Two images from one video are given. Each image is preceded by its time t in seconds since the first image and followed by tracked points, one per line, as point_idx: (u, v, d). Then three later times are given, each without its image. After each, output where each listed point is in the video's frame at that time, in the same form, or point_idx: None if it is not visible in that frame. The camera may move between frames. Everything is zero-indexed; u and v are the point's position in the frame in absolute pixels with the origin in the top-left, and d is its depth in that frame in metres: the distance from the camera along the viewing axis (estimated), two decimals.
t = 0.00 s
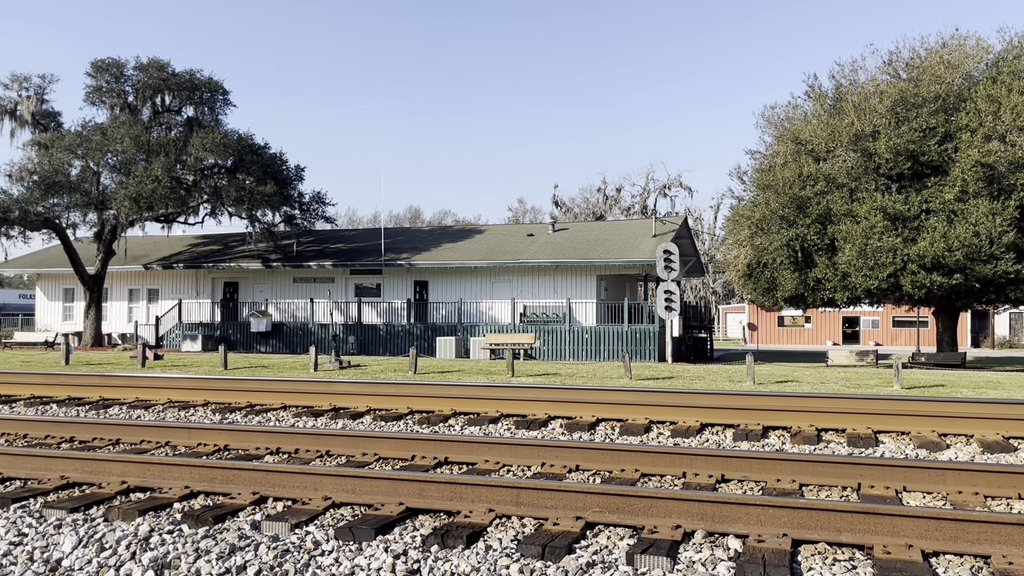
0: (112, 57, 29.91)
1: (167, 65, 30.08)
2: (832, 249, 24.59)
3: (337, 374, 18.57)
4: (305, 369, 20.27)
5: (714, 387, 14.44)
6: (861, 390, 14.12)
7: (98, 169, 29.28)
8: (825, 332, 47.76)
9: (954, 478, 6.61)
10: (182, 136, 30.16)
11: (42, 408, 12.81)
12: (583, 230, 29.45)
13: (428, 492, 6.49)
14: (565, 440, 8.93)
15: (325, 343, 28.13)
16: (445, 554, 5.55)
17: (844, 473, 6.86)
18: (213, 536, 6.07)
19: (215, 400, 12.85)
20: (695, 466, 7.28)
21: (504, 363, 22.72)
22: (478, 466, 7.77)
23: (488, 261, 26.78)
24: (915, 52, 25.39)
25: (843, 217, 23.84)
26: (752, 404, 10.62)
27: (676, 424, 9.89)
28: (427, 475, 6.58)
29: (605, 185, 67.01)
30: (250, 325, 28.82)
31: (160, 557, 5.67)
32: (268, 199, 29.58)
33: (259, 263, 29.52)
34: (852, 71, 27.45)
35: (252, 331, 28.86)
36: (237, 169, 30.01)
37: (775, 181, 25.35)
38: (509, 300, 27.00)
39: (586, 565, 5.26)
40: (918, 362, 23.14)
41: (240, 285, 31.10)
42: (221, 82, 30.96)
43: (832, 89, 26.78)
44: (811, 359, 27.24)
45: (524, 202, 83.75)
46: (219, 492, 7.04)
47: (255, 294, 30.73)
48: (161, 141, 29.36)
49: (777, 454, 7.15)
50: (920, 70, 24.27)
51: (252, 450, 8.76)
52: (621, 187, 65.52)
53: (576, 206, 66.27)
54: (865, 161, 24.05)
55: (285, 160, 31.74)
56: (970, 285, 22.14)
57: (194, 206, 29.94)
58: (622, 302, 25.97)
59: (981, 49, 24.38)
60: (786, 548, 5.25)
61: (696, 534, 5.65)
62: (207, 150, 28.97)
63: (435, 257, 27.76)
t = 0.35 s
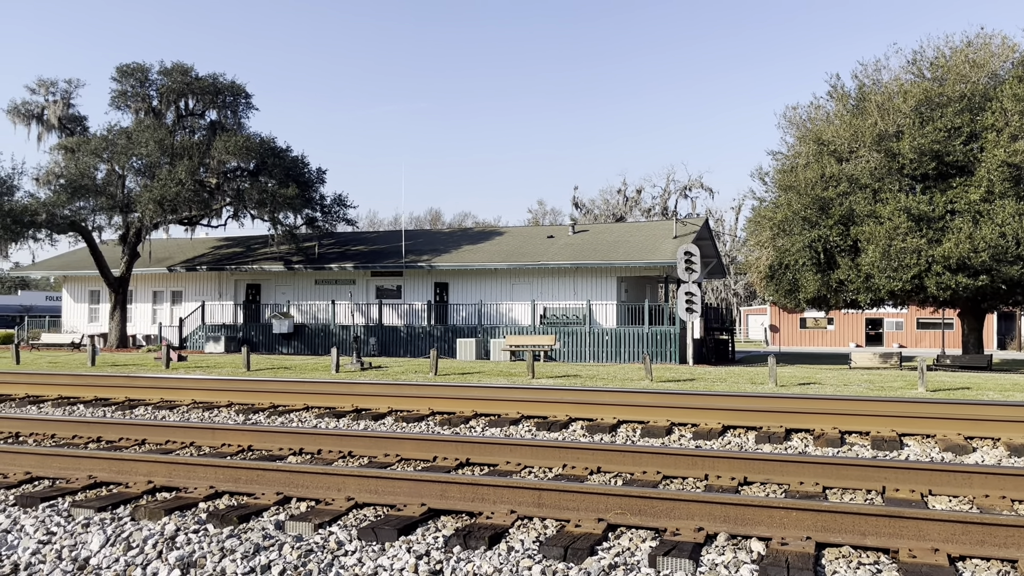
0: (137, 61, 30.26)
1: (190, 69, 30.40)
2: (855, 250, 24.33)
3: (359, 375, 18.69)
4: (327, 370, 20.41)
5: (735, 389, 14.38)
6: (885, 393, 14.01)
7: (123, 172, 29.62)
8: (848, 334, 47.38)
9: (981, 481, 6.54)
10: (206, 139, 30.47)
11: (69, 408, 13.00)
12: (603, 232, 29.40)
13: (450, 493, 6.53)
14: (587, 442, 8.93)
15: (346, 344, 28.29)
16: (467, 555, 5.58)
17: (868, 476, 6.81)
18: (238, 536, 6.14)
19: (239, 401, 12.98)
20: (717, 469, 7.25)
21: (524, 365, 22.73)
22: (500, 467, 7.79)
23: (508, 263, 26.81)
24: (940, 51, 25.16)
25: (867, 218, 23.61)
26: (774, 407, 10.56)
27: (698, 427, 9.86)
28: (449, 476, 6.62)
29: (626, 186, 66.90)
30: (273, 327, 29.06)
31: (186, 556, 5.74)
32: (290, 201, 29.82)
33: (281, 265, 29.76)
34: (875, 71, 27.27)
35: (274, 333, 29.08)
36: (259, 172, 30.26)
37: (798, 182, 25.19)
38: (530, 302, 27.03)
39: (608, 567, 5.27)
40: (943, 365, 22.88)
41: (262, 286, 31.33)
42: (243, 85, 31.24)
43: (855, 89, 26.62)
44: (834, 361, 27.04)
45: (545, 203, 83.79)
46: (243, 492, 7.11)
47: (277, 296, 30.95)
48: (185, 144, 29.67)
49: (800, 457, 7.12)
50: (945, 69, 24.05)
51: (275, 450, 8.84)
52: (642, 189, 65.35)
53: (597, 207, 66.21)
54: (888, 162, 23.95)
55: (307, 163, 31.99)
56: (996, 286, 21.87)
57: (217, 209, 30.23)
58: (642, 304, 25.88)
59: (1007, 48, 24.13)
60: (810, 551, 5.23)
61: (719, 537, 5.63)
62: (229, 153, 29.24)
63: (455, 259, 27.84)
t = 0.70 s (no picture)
0: (161, 66, 30.62)
1: (214, 73, 30.71)
2: (879, 251, 24.10)
3: (381, 377, 18.80)
4: (349, 372, 20.54)
5: (757, 391, 14.29)
6: (910, 395, 13.87)
7: (148, 175, 29.96)
8: (872, 336, 46.90)
9: (1008, 485, 6.46)
10: (228, 142, 30.77)
11: (96, 409, 13.18)
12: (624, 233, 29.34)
13: (473, 494, 6.55)
14: (609, 444, 8.92)
15: (367, 346, 28.44)
16: (489, 556, 5.60)
17: (893, 479, 6.75)
18: (263, 536, 6.20)
19: (262, 402, 13.10)
20: (739, 471, 7.22)
21: (545, 367, 22.72)
22: (521, 469, 7.81)
23: (528, 265, 26.82)
24: (965, 50, 24.93)
25: (891, 219, 23.38)
26: (798, 409, 10.49)
27: (720, 429, 9.82)
28: (471, 477, 6.64)
29: (647, 188, 66.72)
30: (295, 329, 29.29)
31: (212, 556, 5.80)
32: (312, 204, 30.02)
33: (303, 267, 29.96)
34: (899, 70, 27.06)
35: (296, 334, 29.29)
36: (282, 175, 30.49)
37: (820, 183, 24.99)
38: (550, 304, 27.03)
39: (630, 568, 5.26)
40: (970, 367, 22.60)
41: (284, 288, 31.55)
42: (265, 89, 31.49)
43: (878, 89, 26.46)
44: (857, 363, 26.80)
45: (565, 204, 83.75)
46: (267, 492, 7.18)
47: (299, 298, 31.16)
48: (208, 147, 29.96)
49: (824, 459, 7.07)
50: (971, 68, 23.84)
51: (299, 451, 8.92)
52: (662, 191, 65.14)
53: (617, 209, 66.06)
54: (913, 162, 23.72)
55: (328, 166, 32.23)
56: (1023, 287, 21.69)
57: (240, 212, 30.51)
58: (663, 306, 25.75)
59: None
60: (835, 555, 5.19)
61: (742, 539, 5.61)
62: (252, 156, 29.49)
63: (475, 262, 27.90)
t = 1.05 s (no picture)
0: (184, 70, 30.96)
1: (236, 76, 31.00)
2: (904, 251, 23.83)
3: (402, 378, 18.90)
4: (371, 373, 20.66)
5: (781, 392, 14.21)
6: (936, 396, 13.74)
7: (172, 179, 30.30)
8: (896, 337, 46.43)
9: None
10: (251, 145, 31.04)
11: (123, 409, 13.37)
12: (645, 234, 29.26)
13: (495, 495, 6.57)
14: (631, 445, 8.92)
15: (389, 347, 28.59)
16: (512, 557, 5.62)
17: (920, 481, 6.69)
18: (287, 536, 6.26)
19: (285, 403, 13.21)
20: (763, 473, 7.19)
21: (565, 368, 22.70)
22: (544, 470, 7.82)
23: (548, 266, 26.82)
24: (991, 47, 24.65)
25: (915, 218, 23.12)
26: (822, 410, 10.42)
27: (743, 430, 9.78)
28: (494, 478, 6.67)
29: (668, 188, 66.52)
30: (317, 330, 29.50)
31: (238, 555, 5.87)
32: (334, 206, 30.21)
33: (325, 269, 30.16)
34: (924, 68, 26.82)
35: (318, 336, 29.50)
36: (304, 178, 30.72)
37: (844, 183, 24.77)
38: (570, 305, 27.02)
39: (653, 570, 5.26)
40: (996, 368, 22.32)
41: (306, 290, 31.77)
42: (287, 92, 31.72)
43: (902, 87, 26.28)
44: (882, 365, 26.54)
45: (585, 205, 83.71)
46: (292, 493, 7.25)
47: (321, 299, 31.36)
48: (231, 151, 30.25)
49: (849, 460, 7.01)
50: (997, 65, 23.61)
51: (322, 451, 8.99)
52: (683, 191, 64.92)
53: (638, 209, 65.89)
54: (938, 161, 23.42)
55: (350, 168, 32.43)
56: None
57: (262, 214, 30.77)
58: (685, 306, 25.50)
59: None
60: (861, 557, 5.16)
61: (766, 542, 5.59)
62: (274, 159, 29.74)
63: (496, 263, 27.94)
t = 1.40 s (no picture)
0: (208, 74, 31.30)
1: (259, 79, 31.27)
2: (930, 249, 23.54)
3: (425, 379, 18.99)
4: (393, 373, 20.77)
5: (805, 392, 14.11)
6: (964, 396, 13.57)
7: (196, 182, 30.60)
8: (922, 336, 45.88)
9: None
10: (274, 148, 31.29)
11: (150, 410, 13.54)
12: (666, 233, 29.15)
13: (518, 495, 6.58)
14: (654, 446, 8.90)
15: (411, 348, 28.72)
16: (536, 557, 5.63)
17: (947, 482, 6.63)
18: (312, 535, 6.32)
19: (309, 403, 13.31)
20: (787, 473, 7.15)
21: (587, 369, 22.66)
22: (566, 470, 7.83)
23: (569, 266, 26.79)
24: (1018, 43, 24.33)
25: (941, 216, 22.83)
26: (847, 411, 10.33)
27: (767, 431, 9.72)
28: (517, 478, 6.68)
29: (689, 188, 66.19)
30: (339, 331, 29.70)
31: (264, 555, 5.93)
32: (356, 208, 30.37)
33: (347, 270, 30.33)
34: (949, 64, 26.52)
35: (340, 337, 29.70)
36: (326, 179, 30.90)
37: (868, 181, 24.54)
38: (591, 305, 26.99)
39: (678, 571, 5.26)
40: None
41: (328, 291, 31.96)
42: (309, 95, 31.93)
43: (927, 84, 26.04)
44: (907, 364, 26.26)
45: (605, 205, 83.51)
46: (316, 493, 7.31)
47: (343, 300, 31.53)
48: (254, 153, 30.51)
49: (875, 461, 6.95)
50: None
51: (346, 452, 9.05)
52: (705, 190, 64.57)
53: (659, 209, 65.62)
54: (964, 158, 23.14)
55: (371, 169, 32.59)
56: None
57: (285, 216, 31.01)
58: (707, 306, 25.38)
59: None
60: (888, 559, 5.12)
61: (792, 543, 5.56)
62: (296, 161, 29.96)
63: (517, 263, 27.96)
